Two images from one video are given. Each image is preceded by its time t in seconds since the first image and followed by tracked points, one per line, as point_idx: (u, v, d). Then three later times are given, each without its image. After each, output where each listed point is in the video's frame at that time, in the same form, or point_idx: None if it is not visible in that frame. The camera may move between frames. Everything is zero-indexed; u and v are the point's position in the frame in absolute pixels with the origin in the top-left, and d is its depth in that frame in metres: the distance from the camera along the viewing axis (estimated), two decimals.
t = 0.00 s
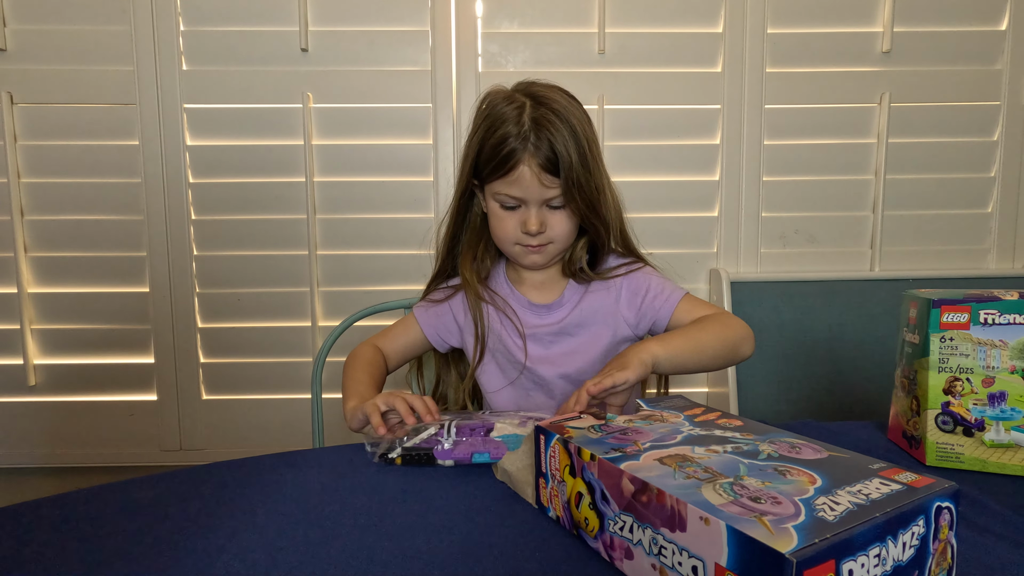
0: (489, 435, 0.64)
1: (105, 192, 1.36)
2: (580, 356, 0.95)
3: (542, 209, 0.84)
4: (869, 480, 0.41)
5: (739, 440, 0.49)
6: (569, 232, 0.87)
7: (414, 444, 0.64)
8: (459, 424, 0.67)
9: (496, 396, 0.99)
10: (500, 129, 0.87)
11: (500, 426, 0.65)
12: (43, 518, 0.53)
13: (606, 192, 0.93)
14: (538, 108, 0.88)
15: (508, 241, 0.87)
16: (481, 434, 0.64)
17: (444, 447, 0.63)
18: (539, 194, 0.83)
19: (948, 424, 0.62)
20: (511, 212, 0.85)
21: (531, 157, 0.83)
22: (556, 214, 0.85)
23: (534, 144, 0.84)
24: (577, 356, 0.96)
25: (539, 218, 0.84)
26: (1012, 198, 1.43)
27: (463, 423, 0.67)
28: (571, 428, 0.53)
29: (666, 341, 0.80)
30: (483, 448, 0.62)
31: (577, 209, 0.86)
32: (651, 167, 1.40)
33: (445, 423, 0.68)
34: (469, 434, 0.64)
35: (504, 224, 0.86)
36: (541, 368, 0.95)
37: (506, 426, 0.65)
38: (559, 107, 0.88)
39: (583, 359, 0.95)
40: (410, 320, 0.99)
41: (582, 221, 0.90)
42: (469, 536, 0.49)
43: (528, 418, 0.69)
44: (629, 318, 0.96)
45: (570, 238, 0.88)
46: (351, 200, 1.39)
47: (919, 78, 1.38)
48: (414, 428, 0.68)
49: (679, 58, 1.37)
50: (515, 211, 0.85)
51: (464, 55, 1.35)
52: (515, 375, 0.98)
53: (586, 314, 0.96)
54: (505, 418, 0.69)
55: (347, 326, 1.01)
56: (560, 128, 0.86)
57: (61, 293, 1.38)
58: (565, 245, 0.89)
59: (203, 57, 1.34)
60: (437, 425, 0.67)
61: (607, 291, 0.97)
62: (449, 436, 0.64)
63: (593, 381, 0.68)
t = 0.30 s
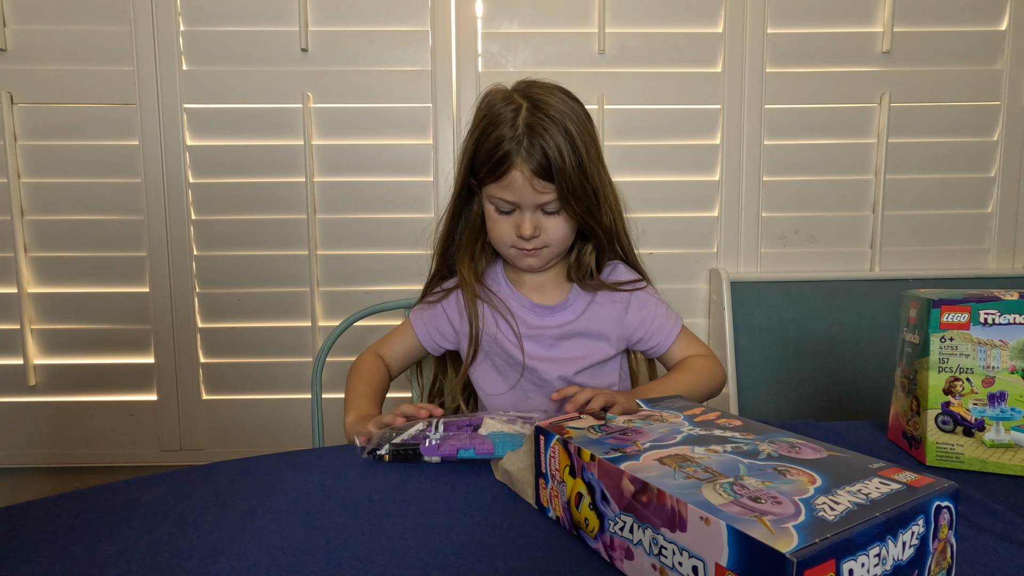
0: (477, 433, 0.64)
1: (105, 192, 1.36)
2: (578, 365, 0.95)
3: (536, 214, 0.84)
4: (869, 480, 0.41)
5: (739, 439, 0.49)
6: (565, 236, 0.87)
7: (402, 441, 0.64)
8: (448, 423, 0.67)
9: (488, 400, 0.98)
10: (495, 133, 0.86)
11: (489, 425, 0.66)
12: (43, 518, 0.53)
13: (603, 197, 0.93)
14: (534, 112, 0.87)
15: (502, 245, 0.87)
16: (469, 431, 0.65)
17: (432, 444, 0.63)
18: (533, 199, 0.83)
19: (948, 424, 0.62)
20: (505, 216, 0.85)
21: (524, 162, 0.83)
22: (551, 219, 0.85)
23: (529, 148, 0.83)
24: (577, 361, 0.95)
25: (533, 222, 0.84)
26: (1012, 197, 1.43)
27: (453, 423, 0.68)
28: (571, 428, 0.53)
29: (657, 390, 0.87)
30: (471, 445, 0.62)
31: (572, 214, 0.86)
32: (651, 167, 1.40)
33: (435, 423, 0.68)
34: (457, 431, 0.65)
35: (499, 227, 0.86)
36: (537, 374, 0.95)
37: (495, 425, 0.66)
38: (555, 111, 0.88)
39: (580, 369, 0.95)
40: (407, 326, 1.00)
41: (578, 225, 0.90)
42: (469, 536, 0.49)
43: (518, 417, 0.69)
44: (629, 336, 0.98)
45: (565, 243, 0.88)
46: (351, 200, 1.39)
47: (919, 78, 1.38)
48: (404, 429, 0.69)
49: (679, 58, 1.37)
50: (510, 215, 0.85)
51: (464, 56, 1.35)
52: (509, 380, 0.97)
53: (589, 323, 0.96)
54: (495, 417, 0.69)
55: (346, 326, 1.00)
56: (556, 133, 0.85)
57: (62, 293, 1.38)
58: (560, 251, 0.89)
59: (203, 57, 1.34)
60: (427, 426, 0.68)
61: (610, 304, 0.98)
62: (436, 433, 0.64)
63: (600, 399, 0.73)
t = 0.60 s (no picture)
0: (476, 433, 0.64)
1: (105, 192, 1.36)
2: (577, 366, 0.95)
3: (540, 214, 0.84)
4: (869, 480, 0.41)
5: (739, 439, 0.49)
6: (568, 237, 0.87)
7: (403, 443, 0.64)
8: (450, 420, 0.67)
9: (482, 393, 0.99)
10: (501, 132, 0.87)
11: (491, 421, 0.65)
12: (43, 518, 0.53)
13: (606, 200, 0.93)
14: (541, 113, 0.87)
15: (505, 243, 0.87)
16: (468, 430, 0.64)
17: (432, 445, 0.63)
18: (537, 200, 0.83)
19: (948, 424, 0.62)
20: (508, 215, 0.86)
21: (529, 161, 0.83)
22: (554, 220, 0.85)
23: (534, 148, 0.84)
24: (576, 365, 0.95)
25: (536, 222, 0.84)
26: (1012, 198, 1.43)
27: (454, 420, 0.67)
28: (571, 428, 0.53)
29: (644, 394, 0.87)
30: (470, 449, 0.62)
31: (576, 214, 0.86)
32: (651, 167, 1.40)
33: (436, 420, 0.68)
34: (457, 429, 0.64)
35: (503, 226, 0.86)
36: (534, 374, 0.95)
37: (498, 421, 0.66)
38: (561, 112, 0.88)
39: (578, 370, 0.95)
40: (409, 333, 1.00)
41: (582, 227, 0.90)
42: (469, 536, 0.49)
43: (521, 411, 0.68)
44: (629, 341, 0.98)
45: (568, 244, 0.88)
46: (350, 200, 1.39)
47: (919, 78, 1.38)
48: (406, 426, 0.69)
49: (679, 58, 1.37)
50: (514, 215, 0.85)
51: (464, 56, 1.35)
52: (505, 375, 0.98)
53: (589, 326, 0.96)
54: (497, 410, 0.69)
55: (346, 326, 1.00)
56: (561, 134, 0.85)
57: (62, 292, 1.38)
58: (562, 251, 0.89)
59: (203, 57, 1.34)
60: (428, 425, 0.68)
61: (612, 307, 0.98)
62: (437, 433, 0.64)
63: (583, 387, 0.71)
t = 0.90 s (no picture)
0: (473, 416, 0.63)
1: (105, 192, 1.36)
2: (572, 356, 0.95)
3: (536, 192, 0.84)
4: (869, 480, 0.41)
5: (739, 439, 0.49)
6: (566, 218, 0.86)
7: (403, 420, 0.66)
8: (433, 394, 0.63)
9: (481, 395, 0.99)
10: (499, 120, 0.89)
11: (480, 396, 0.63)
12: (43, 518, 0.53)
13: (604, 187, 0.92)
14: (538, 99, 0.89)
15: (503, 227, 0.86)
16: (463, 412, 0.63)
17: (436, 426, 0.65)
18: (533, 175, 0.83)
19: (948, 424, 0.62)
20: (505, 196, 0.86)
21: (524, 139, 0.85)
22: (551, 198, 0.84)
23: (530, 130, 0.85)
24: (574, 349, 0.97)
25: (532, 199, 0.84)
26: (1011, 198, 1.43)
27: (437, 393, 0.63)
28: (571, 428, 0.53)
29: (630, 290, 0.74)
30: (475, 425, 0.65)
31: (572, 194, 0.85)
32: (650, 167, 1.40)
33: (416, 387, 0.64)
34: (451, 413, 0.63)
35: (501, 209, 0.86)
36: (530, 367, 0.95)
37: (488, 395, 0.63)
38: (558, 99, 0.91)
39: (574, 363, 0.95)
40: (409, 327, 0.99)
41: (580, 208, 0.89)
42: (469, 535, 0.49)
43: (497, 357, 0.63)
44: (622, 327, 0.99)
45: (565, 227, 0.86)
46: (350, 200, 1.39)
47: (919, 79, 1.38)
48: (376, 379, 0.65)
49: (679, 58, 1.37)
50: (511, 195, 0.85)
51: (464, 56, 1.35)
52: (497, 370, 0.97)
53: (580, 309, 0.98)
54: (473, 365, 0.63)
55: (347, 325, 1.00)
56: (557, 118, 0.87)
57: (62, 292, 1.37)
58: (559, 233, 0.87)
59: (202, 57, 1.34)
60: (411, 394, 0.64)
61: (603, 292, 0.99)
62: (434, 420, 0.64)
63: (548, 268, 0.61)
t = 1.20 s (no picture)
0: (416, 331, 0.64)
1: (105, 192, 1.36)
2: (564, 354, 0.98)
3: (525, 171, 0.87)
4: (869, 480, 0.41)
5: (739, 439, 0.49)
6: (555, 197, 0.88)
7: (342, 345, 0.67)
8: (373, 307, 0.65)
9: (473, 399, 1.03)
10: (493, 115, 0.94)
11: (427, 304, 0.65)
12: (43, 518, 0.53)
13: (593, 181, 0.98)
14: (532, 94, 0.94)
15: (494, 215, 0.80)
16: (405, 329, 0.64)
17: (372, 351, 0.65)
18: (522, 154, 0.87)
19: (948, 424, 0.62)
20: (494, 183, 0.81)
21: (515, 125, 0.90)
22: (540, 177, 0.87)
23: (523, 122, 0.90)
24: (566, 337, 1.00)
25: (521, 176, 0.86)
26: (1012, 198, 1.43)
27: (379, 306, 0.65)
28: (571, 428, 0.53)
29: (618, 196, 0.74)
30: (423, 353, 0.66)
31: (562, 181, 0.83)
32: (650, 167, 1.40)
33: (355, 302, 0.66)
34: (391, 329, 0.64)
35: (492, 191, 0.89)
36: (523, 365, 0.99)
37: (437, 302, 0.65)
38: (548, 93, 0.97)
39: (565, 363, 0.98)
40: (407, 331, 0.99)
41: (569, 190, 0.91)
42: (469, 535, 0.49)
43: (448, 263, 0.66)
44: (612, 328, 1.01)
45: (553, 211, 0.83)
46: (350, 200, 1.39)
47: (919, 79, 1.38)
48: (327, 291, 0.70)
49: (679, 58, 1.37)
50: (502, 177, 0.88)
51: (464, 56, 1.35)
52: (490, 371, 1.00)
53: (565, 298, 1.01)
54: (422, 270, 0.66)
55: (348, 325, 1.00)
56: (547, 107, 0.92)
57: (62, 292, 1.38)
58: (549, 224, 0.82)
59: (202, 57, 1.34)
60: (350, 310, 0.66)
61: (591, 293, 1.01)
62: (370, 339, 0.65)
63: (538, 146, 0.61)
